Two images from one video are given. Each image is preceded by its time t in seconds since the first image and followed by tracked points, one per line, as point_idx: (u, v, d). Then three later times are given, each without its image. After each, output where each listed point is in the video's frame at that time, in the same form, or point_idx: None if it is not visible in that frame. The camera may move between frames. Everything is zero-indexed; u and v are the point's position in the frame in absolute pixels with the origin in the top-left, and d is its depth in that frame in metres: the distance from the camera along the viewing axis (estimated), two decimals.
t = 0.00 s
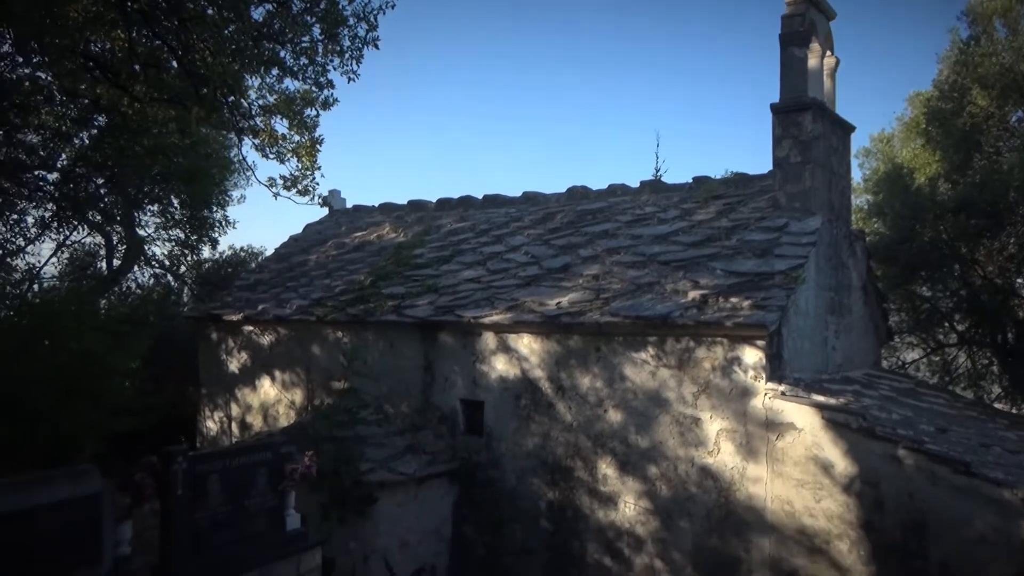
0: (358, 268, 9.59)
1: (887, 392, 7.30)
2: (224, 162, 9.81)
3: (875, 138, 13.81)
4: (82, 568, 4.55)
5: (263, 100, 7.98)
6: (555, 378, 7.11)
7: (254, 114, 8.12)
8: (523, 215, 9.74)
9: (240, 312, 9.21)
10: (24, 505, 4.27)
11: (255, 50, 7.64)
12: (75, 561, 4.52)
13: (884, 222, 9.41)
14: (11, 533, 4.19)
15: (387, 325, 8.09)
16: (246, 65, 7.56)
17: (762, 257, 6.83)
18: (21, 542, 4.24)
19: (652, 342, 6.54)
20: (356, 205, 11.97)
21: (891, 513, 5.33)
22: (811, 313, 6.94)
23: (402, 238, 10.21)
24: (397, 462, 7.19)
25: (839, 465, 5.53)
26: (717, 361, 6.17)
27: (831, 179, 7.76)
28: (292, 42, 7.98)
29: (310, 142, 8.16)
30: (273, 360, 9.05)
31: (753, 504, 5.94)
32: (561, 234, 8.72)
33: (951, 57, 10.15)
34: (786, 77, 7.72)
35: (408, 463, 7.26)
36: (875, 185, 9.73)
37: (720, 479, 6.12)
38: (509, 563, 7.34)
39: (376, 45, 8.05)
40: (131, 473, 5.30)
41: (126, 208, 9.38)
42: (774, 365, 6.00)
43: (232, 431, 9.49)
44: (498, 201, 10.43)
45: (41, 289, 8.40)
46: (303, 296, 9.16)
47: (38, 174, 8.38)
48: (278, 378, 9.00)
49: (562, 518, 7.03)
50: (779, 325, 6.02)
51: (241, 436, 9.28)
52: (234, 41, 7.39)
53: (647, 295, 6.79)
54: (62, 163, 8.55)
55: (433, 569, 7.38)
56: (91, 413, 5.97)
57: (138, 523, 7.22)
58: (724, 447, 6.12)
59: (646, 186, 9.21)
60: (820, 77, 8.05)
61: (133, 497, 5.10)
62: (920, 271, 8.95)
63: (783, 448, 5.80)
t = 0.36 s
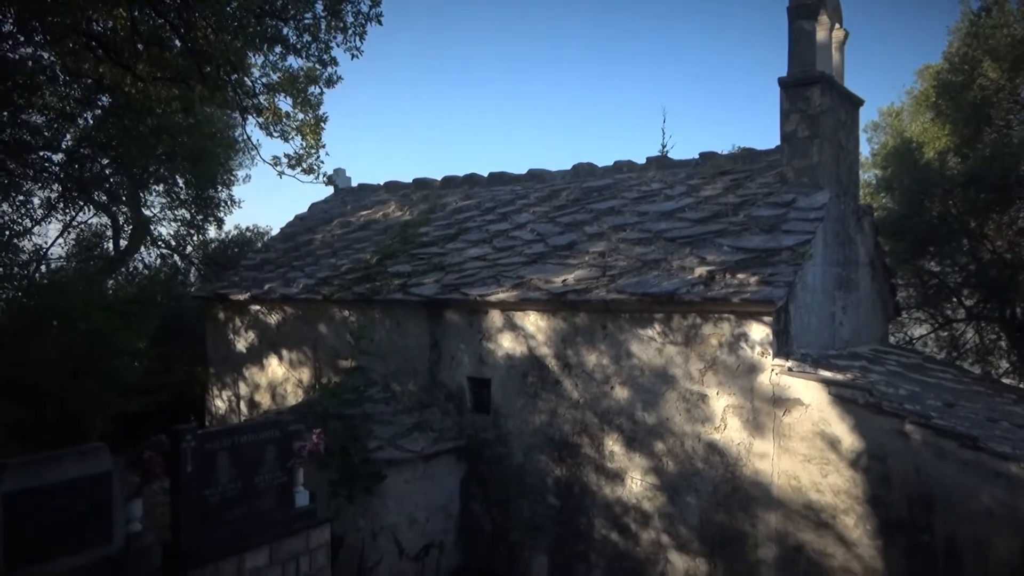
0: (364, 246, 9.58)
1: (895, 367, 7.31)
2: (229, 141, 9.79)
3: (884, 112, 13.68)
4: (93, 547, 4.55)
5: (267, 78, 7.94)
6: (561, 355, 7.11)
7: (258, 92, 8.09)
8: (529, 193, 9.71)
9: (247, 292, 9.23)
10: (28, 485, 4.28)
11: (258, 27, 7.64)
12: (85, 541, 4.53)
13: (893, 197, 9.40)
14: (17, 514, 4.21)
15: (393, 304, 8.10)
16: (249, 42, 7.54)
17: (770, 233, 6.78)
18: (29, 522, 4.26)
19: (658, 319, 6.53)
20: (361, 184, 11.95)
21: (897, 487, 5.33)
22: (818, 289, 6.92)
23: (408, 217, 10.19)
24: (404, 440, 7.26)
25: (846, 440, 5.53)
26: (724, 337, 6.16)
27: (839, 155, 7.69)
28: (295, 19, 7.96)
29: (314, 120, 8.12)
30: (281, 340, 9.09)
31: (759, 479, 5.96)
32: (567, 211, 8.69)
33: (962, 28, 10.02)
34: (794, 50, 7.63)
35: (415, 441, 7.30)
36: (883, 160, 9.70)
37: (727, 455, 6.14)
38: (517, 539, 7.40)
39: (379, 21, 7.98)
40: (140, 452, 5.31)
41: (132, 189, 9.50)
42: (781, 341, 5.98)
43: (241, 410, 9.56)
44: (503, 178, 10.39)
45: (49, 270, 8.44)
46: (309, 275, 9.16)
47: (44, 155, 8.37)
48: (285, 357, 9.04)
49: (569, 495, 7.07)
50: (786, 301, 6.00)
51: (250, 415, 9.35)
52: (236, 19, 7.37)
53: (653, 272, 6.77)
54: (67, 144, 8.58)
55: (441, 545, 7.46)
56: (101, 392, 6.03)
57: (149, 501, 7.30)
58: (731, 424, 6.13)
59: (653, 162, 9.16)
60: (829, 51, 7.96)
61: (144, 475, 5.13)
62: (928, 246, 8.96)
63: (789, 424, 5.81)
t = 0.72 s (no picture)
0: (362, 226, 9.55)
1: (892, 345, 7.32)
2: (225, 120, 9.72)
3: (884, 89, 13.60)
4: (92, 527, 4.56)
5: (263, 55, 7.87)
6: (560, 334, 7.11)
7: (254, 69, 8.02)
8: (527, 172, 9.67)
9: (245, 272, 9.20)
10: (24, 466, 4.27)
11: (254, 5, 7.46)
12: (84, 520, 4.53)
13: (893, 175, 9.42)
14: (15, 496, 4.19)
15: (391, 284, 8.08)
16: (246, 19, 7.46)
17: (769, 212, 6.76)
18: (27, 503, 4.25)
19: (656, 298, 6.53)
20: (359, 163, 11.89)
21: (894, 465, 5.35)
22: (817, 268, 6.91)
23: (406, 196, 10.15)
24: (403, 419, 7.28)
25: (843, 418, 5.55)
26: (722, 317, 6.15)
27: (839, 133, 7.65)
28: None
29: (311, 99, 8.06)
30: (279, 320, 9.09)
31: (757, 458, 5.99)
32: (565, 191, 8.66)
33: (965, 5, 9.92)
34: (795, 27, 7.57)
35: (414, 420, 7.32)
36: (883, 138, 9.73)
37: (724, 434, 6.16)
38: (515, 517, 7.45)
39: None
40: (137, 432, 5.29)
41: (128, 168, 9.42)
42: (779, 320, 5.98)
43: (240, 390, 9.58)
44: (501, 157, 10.34)
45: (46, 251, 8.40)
46: (307, 255, 9.13)
47: (39, 135, 8.30)
48: (284, 337, 9.04)
49: (568, 473, 7.10)
50: (785, 280, 5.98)
51: (249, 395, 9.37)
52: None
53: (652, 251, 6.75)
54: (61, 124, 8.46)
55: (440, 523, 7.52)
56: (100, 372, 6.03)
57: (149, 480, 7.32)
58: (729, 402, 6.14)
59: (651, 141, 9.12)
60: (829, 28, 7.89)
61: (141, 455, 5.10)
62: (927, 226, 9.00)
63: (787, 402, 5.82)
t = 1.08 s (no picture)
0: (358, 212, 9.53)
1: (888, 330, 7.35)
2: (220, 105, 9.68)
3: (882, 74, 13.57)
4: (88, 512, 4.57)
5: (257, 40, 7.81)
6: (556, 320, 7.11)
7: (248, 54, 7.96)
8: (524, 157, 9.64)
9: (241, 258, 9.18)
10: (19, 452, 4.27)
11: None
12: (81, 506, 4.54)
13: (890, 160, 9.41)
14: (10, 482, 4.20)
15: (387, 270, 8.07)
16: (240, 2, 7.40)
17: (766, 196, 6.75)
18: (23, 489, 4.26)
19: (653, 284, 6.52)
20: (355, 149, 11.85)
21: (889, 448, 5.37)
22: (814, 253, 6.91)
23: (402, 182, 10.12)
24: (400, 405, 7.28)
25: (839, 403, 5.56)
26: (719, 302, 6.15)
27: (836, 118, 7.63)
28: None
29: (306, 83, 8.01)
30: (276, 306, 9.07)
31: (753, 442, 6.01)
32: (562, 176, 8.63)
33: None
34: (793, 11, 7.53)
35: (411, 406, 7.33)
36: (880, 122, 9.71)
37: (721, 418, 6.18)
38: (512, 502, 7.48)
39: None
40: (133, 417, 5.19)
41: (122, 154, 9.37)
42: (776, 305, 5.98)
43: (237, 376, 9.58)
44: (498, 142, 10.31)
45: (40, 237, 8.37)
46: (303, 241, 9.11)
47: (33, 120, 8.23)
48: (281, 323, 9.03)
49: (565, 458, 7.12)
50: (781, 265, 5.98)
51: (246, 381, 9.37)
52: None
53: (648, 236, 6.74)
54: (55, 109, 8.38)
55: (437, 508, 7.55)
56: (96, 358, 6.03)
57: (146, 465, 7.32)
58: (725, 387, 6.15)
59: (648, 126, 9.09)
60: (827, 12, 7.85)
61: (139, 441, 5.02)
62: (923, 210, 9.01)
63: (783, 387, 5.83)
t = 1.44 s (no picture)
0: (353, 199, 9.50)
1: (883, 317, 7.37)
2: (213, 91, 9.65)
3: (878, 61, 13.54)
4: (83, 500, 4.56)
5: (250, 25, 7.75)
6: (552, 307, 7.11)
7: (241, 40, 7.90)
8: (519, 144, 9.60)
9: (235, 246, 9.15)
10: (13, 441, 4.24)
11: None
12: (76, 494, 4.53)
13: (885, 147, 9.41)
14: (4, 470, 4.18)
15: (382, 257, 8.05)
16: None
17: (761, 183, 6.74)
18: (17, 477, 4.25)
19: (648, 271, 6.52)
20: (349, 136, 11.79)
21: (883, 435, 5.40)
22: (809, 240, 6.91)
23: (397, 169, 10.08)
24: (395, 392, 7.29)
25: (833, 390, 5.58)
26: (714, 289, 6.15)
27: (832, 105, 7.61)
28: None
29: (300, 69, 7.95)
30: (271, 294, 9.05)
31: (747, 429, 6.03)
32: (557, 163, 8.61)
33: None
34: None
35: (406, 393, 7.33)
36: (876, 109, 9.73)
37: (715, 406, 6.20)
38: (508, 488, 7.50)
39: None
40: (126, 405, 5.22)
41: (115, 141, 9.30)
42: (771, 292, 5.98)
43: (232, 363, 9.57)
44: (493, 129, 10.27)
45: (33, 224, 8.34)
46: (298, 229, 9.08)
47: (25, 106, 8.22)
48: (276, 311, 9.01)
49: (560, 445, 7.14)
50: (776, 252, 5.98)
51: (241, 368, 9.37)
52: None
53: (643, 224, 6.73)
54: (48, 95, 8.37)
55: (433, 495, 7.57)
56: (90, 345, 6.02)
57: (141, 453, 7.32)
58: (720, 374, 6.17)
59: (644, 113, 9.06)
60: None
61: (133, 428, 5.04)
62: (919, 198, 9.02)
63: (777, 374, 5.85)
